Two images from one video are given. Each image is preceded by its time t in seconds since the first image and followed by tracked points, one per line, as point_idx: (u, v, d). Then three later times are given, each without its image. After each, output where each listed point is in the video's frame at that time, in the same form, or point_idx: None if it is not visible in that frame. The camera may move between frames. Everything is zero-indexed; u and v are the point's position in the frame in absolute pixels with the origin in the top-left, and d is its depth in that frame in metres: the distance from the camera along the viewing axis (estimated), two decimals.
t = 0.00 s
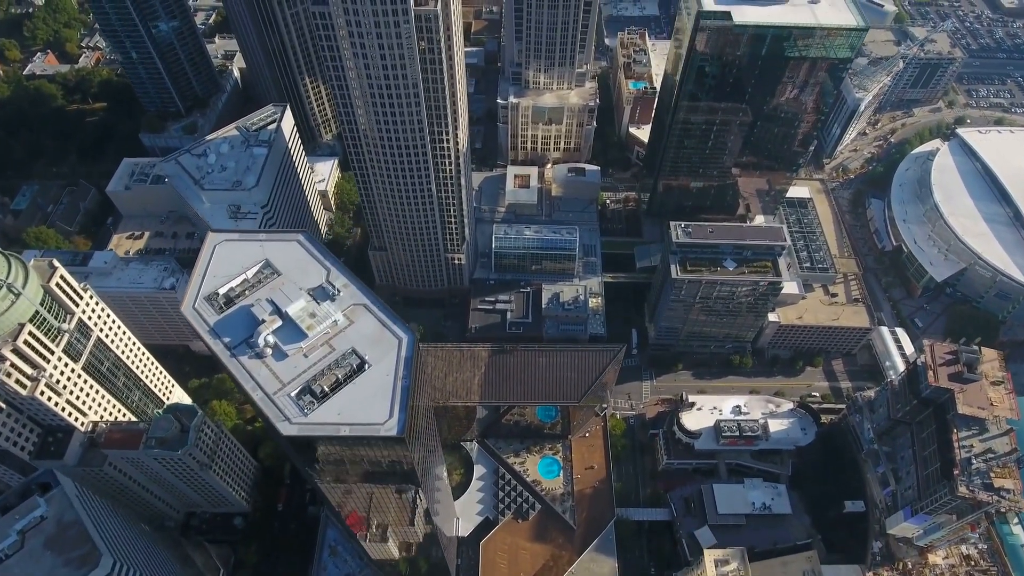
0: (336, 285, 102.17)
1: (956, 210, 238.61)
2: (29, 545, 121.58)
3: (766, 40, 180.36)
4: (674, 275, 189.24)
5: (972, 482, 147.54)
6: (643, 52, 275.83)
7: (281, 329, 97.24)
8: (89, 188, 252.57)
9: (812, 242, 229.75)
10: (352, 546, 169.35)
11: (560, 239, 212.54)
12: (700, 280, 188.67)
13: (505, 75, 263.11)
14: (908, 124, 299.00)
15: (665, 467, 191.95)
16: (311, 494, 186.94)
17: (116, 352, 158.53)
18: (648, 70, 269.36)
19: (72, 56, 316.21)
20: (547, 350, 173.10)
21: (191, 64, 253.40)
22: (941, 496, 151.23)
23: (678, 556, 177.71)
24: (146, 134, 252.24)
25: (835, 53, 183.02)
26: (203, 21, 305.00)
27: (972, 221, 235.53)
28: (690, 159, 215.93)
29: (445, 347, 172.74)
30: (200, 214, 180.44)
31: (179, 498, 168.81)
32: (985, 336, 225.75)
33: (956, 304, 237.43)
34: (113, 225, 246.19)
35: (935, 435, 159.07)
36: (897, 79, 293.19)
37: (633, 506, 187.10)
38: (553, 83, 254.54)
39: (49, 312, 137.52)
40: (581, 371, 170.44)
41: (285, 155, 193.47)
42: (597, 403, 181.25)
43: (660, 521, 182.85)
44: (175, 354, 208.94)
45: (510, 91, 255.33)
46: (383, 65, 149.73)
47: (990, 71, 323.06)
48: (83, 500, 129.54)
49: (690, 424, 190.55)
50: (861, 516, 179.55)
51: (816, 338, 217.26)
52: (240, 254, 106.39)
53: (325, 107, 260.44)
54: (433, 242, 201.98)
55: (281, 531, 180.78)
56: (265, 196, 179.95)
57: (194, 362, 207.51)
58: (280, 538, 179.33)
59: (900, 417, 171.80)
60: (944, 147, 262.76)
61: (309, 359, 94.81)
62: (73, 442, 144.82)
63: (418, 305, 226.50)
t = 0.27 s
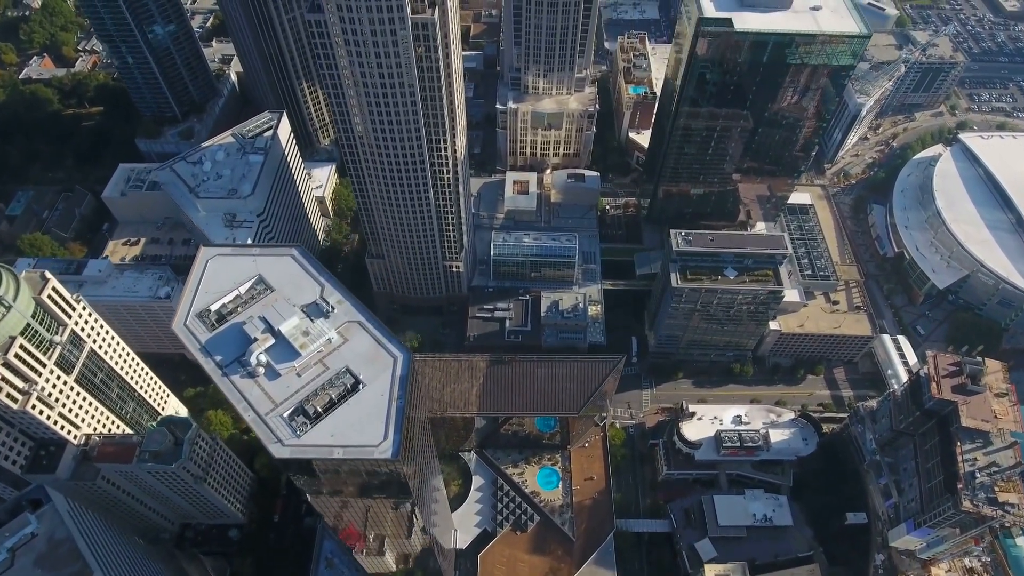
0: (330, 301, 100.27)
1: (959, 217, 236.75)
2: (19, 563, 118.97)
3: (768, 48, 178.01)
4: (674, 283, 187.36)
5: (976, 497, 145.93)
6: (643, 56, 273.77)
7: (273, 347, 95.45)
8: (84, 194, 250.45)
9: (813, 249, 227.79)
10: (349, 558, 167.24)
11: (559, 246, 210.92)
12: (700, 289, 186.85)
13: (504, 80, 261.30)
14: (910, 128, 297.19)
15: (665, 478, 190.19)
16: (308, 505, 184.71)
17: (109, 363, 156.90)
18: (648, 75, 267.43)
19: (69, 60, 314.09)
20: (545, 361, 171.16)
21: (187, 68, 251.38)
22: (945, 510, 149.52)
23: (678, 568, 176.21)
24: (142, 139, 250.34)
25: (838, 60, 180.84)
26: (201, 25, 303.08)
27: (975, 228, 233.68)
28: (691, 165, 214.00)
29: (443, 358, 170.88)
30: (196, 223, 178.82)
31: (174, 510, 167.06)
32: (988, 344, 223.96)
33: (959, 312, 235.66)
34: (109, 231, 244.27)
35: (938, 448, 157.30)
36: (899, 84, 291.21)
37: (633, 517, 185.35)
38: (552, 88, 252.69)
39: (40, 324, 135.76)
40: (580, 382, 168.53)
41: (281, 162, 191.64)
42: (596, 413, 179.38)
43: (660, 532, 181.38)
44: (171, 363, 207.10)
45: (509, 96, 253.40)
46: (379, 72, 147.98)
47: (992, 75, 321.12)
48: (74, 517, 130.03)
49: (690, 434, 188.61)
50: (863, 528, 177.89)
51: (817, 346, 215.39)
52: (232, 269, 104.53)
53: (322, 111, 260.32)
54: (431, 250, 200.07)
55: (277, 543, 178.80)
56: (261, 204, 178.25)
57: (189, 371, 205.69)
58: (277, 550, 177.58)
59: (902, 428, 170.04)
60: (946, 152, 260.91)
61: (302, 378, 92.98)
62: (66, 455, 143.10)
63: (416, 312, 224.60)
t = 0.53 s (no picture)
0: (326, 317, 98.51)
1: (962, 223, 234.81)
2: None
3: (770, 54, 176.02)
4: (676, 292, 185.55)
5: (981, 510, 144.35)
6: (644, 60, 271.85)
7: (268, 365, 93.64)
8: (81, 199, 248.71)
9: (816, 256, 225.85)
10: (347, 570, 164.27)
11: (559, 254, 209.24)
12: (701, 298, 185.23)
13: (504, 85, 259.66)
14: (912, 133, 295.39)
15: (666, 488, 188.38)
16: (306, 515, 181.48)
17: (104, 374, 155.29)
18: (649, 79, 265.57)
19: (66, 63, 312.27)
20: (545, 371, 169.42)
21: (185, 73, 249.64)
22: (950, 524, 147.99)
23: None
24: (140, 144, 248.73)
25: (841, 67, 178.92)
26: (199, 28, 301.54)
27: (978, 234, 231.77)
28: (692, 172, 212.17)
29: (442, 368, 169.25)
30: (192, 231, 177.10)
31: (169, 521, 165.40)
32: (992, 352, 222.13)
33: (962, 319, 233.92)
34: (106, 237, 242.68)
35: (943, 460, 155.67)
36: (901, 88, 289.23)
37: (633, 528, 183.58)
38: (552, 93, 251.05)
39: (34, 336, 134.30)
40: (580, 392, 166.96)
41: (279, 169, 189.84)
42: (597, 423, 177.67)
43: (661, 544, 179.32)
44: (169, 370, 205.55)
45: (509, 101, 251.84)
46: (377, 80, 146.44)
47: (995, 79, 319.15)
48: (69, 532, 128.16)
49: (692, 444, 186.93)
50: (866, 539, 176.44)
51: (819, 354, 213.57)
52: (227, 284, 102.72)
53: (322, 117, 257.84)
54: (431, 257, 198.30)
55: (274, 556, 174.34)
56: (258, 212, 176.59)
57: (186, 379, 204.10)
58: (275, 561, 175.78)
59: (906, 439, 168.38)
60: (949, 158, 259.08)
61: (297, 397, 91.27)
62: (60, 468, 141.46)
63: (415, 319, 222.95)
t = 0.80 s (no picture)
0: (322, 335, 96.75)
1: (965, 230, 232.89)
2: None
3: (773, 62, 173.90)
4: (677, 301, 183.50)
5: (986, 525, 142.29)
6: (645, 65, 269.97)
7: (262, 384, 91.80)
8: (78, 205, 246.77)
9: (818, 263, 223.97)
10: None
11: (559, 261, 206.55)
12: (703, 307, 183.03)
13: (503, 90, 257.90)
14: (914, 138, 293.57)
15: (667, 498, 186.52)
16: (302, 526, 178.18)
17: (99, 385, 153.42)
18: (649, 84, 263.66)
19: (64, 67, 310.52)
20: (545, 382, 167.75)
21: (182, 77, 247.75)
22: (955, 539, 146.03)
23: None
24: (137, 150, 246.86)
25: (844, 74, 176.92)
26: (197, 32, 299.73)
27: (981, 241, 229.92)
28: (694, 179, 210.18)
29: (441, 379, 168.77)
30: (188, 239, 175.18)
31: (165, 533, 163.59)
32: (996, 360, 220.20)
33: (965, 326, 232.14)
34: (103, 243, 240.83)
35: (947, 473, 153.70)
36: (903, 92, 287.31)
37: (634, 540, 181.34)
38: (552, 98, 249.25)
39: (27, 349, 132.37)
40: (581, 403, 165.22)
41: (276, 177, 187.88)
42: (597, 434, 175.88)
43: (661, 556, 177.29)
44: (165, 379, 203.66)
45: (508, 107, 250.27)
46: (374, 87, 144.30)
47: (997, 83, 317.20)
48: (61, 547, 132.74)
49: (693, 455, 185.25)
50: (869, 552, 174.64)
51: (822, 362, 211.74)
52: (221, 300, 100.97)
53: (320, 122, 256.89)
54: (430, 265, 196.14)
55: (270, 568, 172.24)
56: (255, 221, 174.67)
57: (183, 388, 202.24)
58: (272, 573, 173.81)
59: (909, 451, 166.41)
60: (951, 163, 257.24)
61: (292, 417, 89.41)
62: (53, 482, 139.53)
63: (414, 327, 221.04)
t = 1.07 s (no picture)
0: (318, 352, 95.02)
1: (969, 236, 231.13)
2: None
3: (776, 69, 172.07)
4: (678, 310, 181.77)
5: (992, 539, 140.59)
6: (645, 70, 268.32)
7: (256, 404, 90.12)
8: (75, 210, 245.00)
9: (820, 270, 222.17)
10: None
11: (559, 268, 205.01)
12: (705, 316, 181.25)
13: (504, 95, 256.42)
14: (917, 142, 291.85)
15: (668, 508, 184.90)
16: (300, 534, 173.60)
17: (95, 397, 151.73)
18: (650, 89, 261.94)
19: (61, 71, 308.93)
20: (546, 393, 166.14)
21: (180, 82, 246.14)
22: (960, 553, 144.39)
23: None
24: (134, 155, 245.26)
25: (848, 81, 174.99)
26: (196, 35, 298.37)
27: (985, 248, 228.12)
28: (695, 186, 208.52)
29: (440, 390, 166.97)
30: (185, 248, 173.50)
31: (161, 545, 161.89)
32: (1000, 368, 218.49)
33: (968, 333, 230.57)
34: (100, 249, 239.22)
35: (952, 485, 152.06)
36: (906, 97, 285.59)
37: (635, 551, 179.18)
38: (553, 104, 247.70)
39: (20, 361, 130.85)
40: (581, 414, 163.60)
41: (274, 184, 186.13)
42: (597, 444, 174.35)
43: (664, 567, 174.87)
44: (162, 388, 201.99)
45: (508, 112, 248.80)
46: (372, 97, 142.25)
47: (1000, 87, 315.34)
48: (53, 563, 133.74)
49: (695, 465, 183.43)
50: (872, 564, 173.04)
51: (824, 370, 210.06)
52: (215, 316, 99.30)
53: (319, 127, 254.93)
54: (429, 273, 194.53)
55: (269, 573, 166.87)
56: (252, 229, 172.97)
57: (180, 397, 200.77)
58: None
59: (913, 462, 164.81)
60: (955, 169, 255.42)
61: (287, 438, 87.81)
62: (47, 495, 137.92)
63: (413, 334, 219.09)
